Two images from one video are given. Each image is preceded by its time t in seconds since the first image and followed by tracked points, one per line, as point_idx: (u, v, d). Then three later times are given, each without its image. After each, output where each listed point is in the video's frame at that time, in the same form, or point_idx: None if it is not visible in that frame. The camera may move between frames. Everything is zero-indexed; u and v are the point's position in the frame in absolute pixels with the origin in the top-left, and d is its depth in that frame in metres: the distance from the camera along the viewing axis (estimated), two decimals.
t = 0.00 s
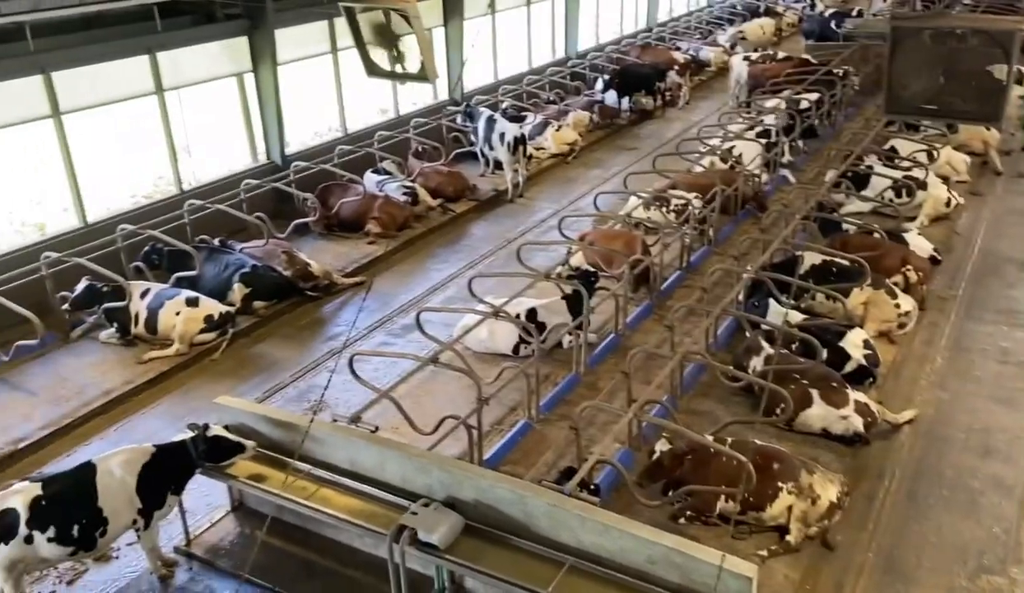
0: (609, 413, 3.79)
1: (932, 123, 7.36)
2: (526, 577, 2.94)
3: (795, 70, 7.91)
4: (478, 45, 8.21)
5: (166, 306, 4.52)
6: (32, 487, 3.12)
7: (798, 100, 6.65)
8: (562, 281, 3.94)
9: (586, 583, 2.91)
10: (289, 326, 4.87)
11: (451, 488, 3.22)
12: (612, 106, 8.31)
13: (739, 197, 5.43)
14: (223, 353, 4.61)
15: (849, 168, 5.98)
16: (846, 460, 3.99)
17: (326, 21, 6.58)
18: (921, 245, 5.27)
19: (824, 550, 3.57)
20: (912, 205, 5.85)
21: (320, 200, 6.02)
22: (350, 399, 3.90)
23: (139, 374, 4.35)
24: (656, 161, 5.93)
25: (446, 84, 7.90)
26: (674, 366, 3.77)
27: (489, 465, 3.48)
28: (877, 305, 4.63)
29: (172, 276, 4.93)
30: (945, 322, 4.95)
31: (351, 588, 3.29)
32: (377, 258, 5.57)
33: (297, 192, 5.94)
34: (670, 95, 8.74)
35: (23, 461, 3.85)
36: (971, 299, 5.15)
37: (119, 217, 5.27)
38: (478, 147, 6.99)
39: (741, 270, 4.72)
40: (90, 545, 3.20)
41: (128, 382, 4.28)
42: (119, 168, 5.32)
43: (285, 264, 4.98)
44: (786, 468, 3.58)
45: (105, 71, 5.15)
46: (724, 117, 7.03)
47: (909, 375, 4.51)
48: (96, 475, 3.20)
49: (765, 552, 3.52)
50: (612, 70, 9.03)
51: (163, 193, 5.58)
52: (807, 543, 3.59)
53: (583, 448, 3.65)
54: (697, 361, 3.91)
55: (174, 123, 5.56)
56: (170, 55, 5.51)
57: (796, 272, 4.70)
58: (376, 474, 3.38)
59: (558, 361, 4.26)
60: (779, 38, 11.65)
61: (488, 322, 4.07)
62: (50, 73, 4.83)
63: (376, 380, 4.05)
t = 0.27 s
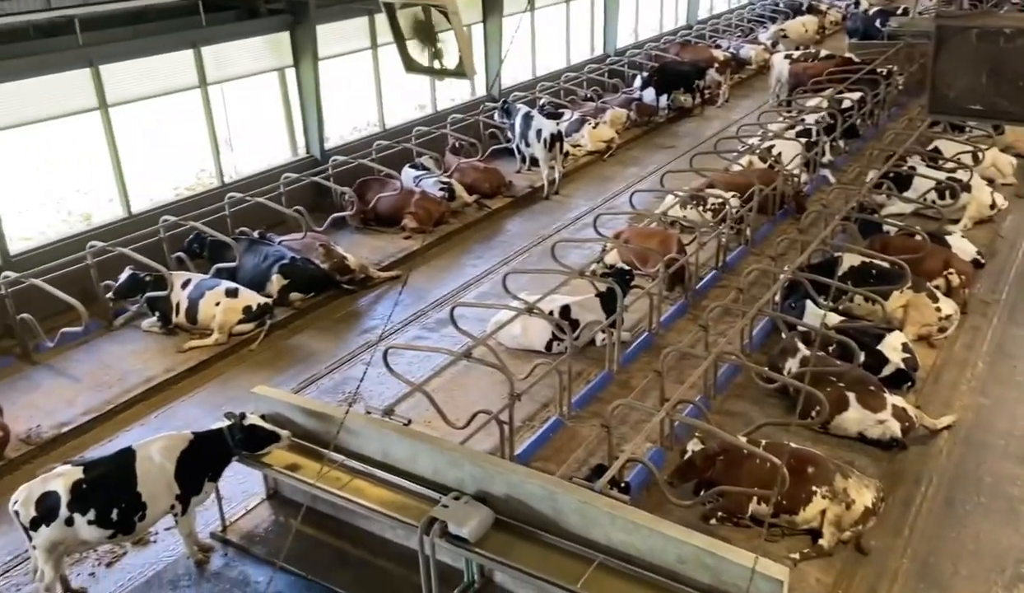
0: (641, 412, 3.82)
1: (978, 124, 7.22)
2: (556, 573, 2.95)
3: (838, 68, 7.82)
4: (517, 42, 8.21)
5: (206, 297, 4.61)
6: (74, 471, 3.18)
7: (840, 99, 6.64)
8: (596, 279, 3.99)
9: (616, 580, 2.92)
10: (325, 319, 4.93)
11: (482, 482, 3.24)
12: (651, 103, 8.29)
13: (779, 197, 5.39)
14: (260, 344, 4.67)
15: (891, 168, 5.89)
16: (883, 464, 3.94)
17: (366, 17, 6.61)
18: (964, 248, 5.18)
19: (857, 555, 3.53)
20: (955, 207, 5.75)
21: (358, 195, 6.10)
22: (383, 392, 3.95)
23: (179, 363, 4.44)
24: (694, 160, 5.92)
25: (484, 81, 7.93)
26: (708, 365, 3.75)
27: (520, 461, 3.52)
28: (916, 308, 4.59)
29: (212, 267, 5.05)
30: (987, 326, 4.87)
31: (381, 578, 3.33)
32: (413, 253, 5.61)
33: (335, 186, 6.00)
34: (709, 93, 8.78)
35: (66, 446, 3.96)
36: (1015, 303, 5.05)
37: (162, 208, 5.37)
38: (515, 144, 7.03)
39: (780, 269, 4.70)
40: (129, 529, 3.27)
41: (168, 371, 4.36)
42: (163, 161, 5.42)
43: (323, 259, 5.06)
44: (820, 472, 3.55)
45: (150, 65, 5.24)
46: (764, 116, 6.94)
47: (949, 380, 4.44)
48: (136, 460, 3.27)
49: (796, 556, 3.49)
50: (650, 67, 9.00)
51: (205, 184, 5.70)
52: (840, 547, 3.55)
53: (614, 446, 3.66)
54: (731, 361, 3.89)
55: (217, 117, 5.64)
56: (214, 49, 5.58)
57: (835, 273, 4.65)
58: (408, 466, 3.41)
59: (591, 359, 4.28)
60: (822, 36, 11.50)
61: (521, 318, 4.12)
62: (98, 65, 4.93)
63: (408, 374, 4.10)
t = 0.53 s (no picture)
0: (680, 407, 3.84)
1: None
2: (592, 566, 2.96)
3: (891, 60, 7.67)
4: (563, 33, 8.20)
5: (252, 284, 4.70)
6: (124, 450, 3.25)
7: (893, 92, 6.50)
8: (638, 273, 4.02)
9: (653, 573, 2.92)
10: (368, 307, 4.99)
11: (521, 472, 3.25)
12: (697, 95, 8.18)
13: (827, 190, 5.29)
14: (304, 331, 4.77)
15: (945, 163, 5.76)
16: (929, 465, 3.87)
17: (413, 9, 6.65)
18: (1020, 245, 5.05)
19: (901, 555, 3.48)
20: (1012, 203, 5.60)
21: (401, 185, 6.14)
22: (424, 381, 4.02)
23: (226, 348, 4.55)
24: (740, 153, 5.86)
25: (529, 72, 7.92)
26: (751, 361, 3.72)
27: (558, 453, 3.56)
28: (967, 307, 4.52)
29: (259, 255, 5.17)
30: None
31: (419, 564, 3.38)
32: (454, 244, 5.65)
33: (380, 176, 6.07)
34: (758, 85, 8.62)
35: (117, 426, 4.10)
36: None
37: (212, 195, 5.46)
38: (557, 136, 6.99)
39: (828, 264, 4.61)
40: (176, 509, 3.34)
41: (215, 356, 4.47)
42: (212, 149, 5.52)
43: (366, 248, 5.12)
44: (864, 471, 3.50)
45: (201, 55, 5.34)
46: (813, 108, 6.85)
47: (1001, 381, 4.34)
48: (183, 442, 3.33)
49: (838, 555, 3.44)
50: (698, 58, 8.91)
51: (253, 175, 5.78)
52: (883, 547, 3.50)
53: (652, 440, 3.67)
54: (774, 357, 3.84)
55: (264, 106, 5.74)
56: (263, 40, 5.67)
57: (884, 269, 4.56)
58: (447, 454, 3.44)
59: (631, 352, 4.29)
60: (876, 27, 11.26)
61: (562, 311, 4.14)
62: (151, 55, 5.04)
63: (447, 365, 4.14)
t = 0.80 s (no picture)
0: (717, 403, 3.84)
1: None
2: (625, 560, 2.94)
3: (941, 52, 7.51)
4: (606, 24, 8.15)
5: (291, 273, 4.79)
6: (165, 434, 3.29)
7: (942, 86, 6.35)
8: (675, 267, 4.04)
9: (686, 569, 2.90)
10: (403, 298, 5.06)
11: (554, 465, 3.25)
12: (740, 88, 8.07)
13: (872, 185, 5.20)
14: (341, 320, 4.85)
15: (995, 158, 5.62)
16: (973, 467, 3.79)
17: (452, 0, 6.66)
18: None
19: (942, 558, 3.42)
20: None
21: (439, 177, 6.23)
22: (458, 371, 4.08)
23: (265, 336, 4.64)
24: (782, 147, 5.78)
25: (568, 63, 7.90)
26: (791, 358, 3.68)
27: (592, 446, 3.58)
28: (1016, 307, 4.36)
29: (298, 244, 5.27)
30: None
31: (451, 554, 3.40)
32: (490, 236, 5.67)
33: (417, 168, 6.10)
34: (802, 77, 8.53)
35: (160, 410, 4.21)
36: None
37: (253, 185, 5.54)
38: (596, 127, 6.97)
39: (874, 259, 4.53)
40: (214, 493, 3.38)
41: (255, 343, 4.57)
42: (253, 139, 5.60)
43: (403, 239, 5.17)
44: (905, 471, 3.45)
45: (244, 45, 5.41)
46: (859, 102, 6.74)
47: None
48: (222, 428, 3.37)
49: (876, 556, 3.39)
50: (741, 49, 8.80)
51: (294, 165, 5.84)
52: (923, 549, 3.44)
53: (688, 436, 3.66)
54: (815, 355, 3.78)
55: (305, 97, 5.80)
56: (305, 30, 5.72)
57: (929, 267, 4.48)
58: (480, 445, 3.45)
59: (667, 347, 4.29)
60: (927, 18, 11.01)
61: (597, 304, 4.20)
62: (196, 46, 5.12)
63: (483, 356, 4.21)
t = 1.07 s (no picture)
0: (751, 398, 3.81)
1: None
2: (654, 552, 2.94)
3: (988, 44, 7.36)
4: (646, 14, 8.09)
5: (327, 261, 4.86)
6: (203, 418, 3.34)
7: (989, 78, 6.22)
8: (711, 260, 4.03)
9: (716, 563, 2.89)
10: (437, 287, 5.11)
11: (585, 456, 3.26)
12: (781, 79, 7.98)
13: (916, 179, 5.14)
14: (376, 308, 4.92)
15: None
16: (1014, 467, 3.72)
17: None
18: None
19: (979, 559, 3.38)
20: None
21: (474, 167, 6.29)
22: (490, 361, 4.14)
23: (301, 323, 4.72)
24: (823, 139, 5.71)
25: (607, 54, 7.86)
26: (828, 353, 3.63)
27: (623, 439, 3.58)
28: None
29: (335, 233, 5.37)
30: None
31: (482, 542, 3.43)
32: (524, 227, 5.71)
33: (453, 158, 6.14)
34: (844, 68, 8.40)
35: (198, 394, 4.30)
36: None
37: (290, 173, 5.60)
38: (635, 118, 6.97)
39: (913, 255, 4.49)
40: (250, 476, 3.43)
41: (291, 330, 4.64)
42: (291, 128, 5.65)
43: (438, 229, 5.24)
44: (944, 470, 3.38)
45: (284, 34, 5.46)
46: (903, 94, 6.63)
47: None
48: (257, 413, 3.42)
49: (911, 556, 3.36)
50: (782, 40, 8.70)
51: (331, 154, 5.90)
52: (960, 549, 3.40)
53: (720, 430, 3.65)
54: (852, 350, 3.73)
55: (343, 86, 5.83)
56: (344, 20, 5.75)
57: (972, 263, 4.39)
58: (512, 435, 3.47)
59: (701, 341, 4.28)
60: (974, 9, 10.78)
61: (631, 297, 4.22)
62: (237, 35, 5.19)
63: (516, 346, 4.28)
